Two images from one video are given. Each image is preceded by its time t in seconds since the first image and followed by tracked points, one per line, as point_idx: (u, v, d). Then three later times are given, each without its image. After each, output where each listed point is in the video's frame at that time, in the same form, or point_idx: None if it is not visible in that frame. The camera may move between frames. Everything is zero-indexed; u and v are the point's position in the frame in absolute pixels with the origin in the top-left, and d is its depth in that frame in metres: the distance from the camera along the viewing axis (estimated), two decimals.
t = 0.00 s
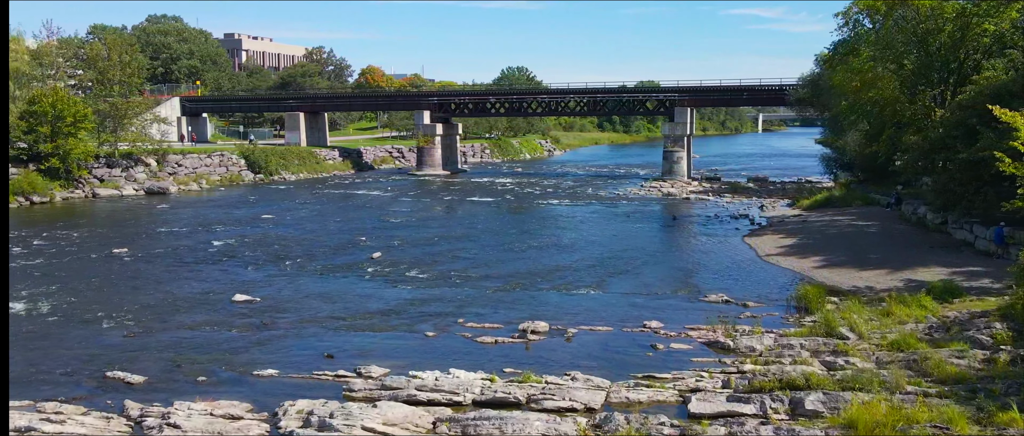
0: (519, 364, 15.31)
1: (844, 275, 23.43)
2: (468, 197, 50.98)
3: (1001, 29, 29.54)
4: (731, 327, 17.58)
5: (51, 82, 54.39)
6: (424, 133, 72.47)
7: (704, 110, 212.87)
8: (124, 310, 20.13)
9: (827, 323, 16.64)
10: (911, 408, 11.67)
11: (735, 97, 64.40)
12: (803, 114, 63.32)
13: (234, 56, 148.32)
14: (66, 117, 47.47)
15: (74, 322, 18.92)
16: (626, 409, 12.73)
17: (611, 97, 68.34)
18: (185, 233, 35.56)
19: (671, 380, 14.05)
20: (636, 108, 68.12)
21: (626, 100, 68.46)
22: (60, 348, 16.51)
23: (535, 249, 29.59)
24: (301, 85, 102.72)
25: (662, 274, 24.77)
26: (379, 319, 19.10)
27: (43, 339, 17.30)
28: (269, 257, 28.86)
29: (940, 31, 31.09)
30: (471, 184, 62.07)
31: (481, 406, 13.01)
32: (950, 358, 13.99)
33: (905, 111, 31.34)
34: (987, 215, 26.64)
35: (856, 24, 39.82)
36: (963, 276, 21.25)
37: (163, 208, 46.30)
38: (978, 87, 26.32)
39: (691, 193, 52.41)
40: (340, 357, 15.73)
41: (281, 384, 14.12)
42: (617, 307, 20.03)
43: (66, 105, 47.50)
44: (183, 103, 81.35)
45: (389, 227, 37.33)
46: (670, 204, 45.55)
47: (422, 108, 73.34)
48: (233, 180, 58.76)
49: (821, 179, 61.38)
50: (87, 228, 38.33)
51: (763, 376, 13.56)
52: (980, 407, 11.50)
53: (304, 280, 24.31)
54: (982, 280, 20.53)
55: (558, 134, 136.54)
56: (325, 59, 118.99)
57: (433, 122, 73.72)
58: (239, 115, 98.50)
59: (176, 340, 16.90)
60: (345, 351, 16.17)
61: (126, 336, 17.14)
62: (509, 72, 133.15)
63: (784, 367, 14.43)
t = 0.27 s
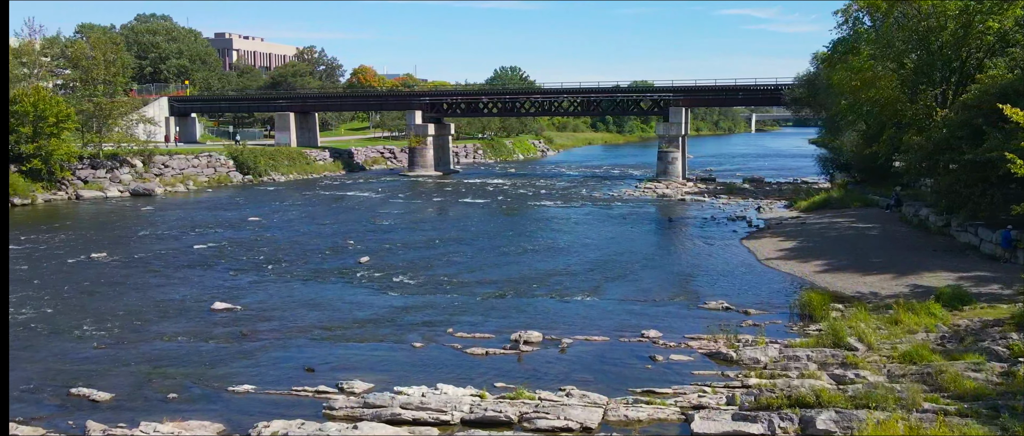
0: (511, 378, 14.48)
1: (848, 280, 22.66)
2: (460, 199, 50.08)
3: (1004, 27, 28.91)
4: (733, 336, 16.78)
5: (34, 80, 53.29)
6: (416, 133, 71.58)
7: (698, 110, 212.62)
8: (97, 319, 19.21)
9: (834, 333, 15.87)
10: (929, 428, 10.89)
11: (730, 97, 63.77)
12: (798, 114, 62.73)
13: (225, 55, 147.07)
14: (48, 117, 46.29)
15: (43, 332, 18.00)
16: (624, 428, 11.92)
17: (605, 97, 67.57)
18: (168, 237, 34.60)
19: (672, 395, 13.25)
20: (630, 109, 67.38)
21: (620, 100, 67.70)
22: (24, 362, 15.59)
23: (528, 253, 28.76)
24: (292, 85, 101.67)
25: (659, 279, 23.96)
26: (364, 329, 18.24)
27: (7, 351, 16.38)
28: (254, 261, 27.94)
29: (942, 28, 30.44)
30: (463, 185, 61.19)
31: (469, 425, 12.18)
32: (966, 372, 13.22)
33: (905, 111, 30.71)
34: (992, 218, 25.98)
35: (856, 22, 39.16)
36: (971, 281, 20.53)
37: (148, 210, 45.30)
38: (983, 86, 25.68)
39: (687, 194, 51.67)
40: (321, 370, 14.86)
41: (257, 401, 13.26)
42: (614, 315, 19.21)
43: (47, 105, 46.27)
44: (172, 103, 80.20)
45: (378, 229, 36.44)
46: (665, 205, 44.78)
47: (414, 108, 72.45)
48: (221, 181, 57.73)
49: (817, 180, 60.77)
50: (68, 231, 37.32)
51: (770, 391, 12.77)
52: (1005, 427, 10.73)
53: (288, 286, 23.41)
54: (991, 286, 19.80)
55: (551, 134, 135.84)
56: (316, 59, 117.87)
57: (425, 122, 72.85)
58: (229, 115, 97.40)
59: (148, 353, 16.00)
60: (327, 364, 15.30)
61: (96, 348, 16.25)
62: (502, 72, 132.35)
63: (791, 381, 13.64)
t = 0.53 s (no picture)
0: (503, 390, 13.70)
1: (852, 284, 21.94)
2: (452, 200, 49.28)
3: (1008, 24, 28.29)
4: (736, 344, 16.04)
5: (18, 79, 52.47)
6: (408, 133, 70.73)
7: (692, 110, 212.34)
8: (70, 327, 18.33)
9: (843, 341, 15.13)
10: None
11: (726, 96, 63.16)
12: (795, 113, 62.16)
13: (216, 54, 145.94)
14: (30, 117, 45.26)
15: (11, 341, 17.13)
16: None
17: (600, 97, 66.87)
18: (152, 239, 33.67)
19: (675, 409, 12.49)
20: (625, 108, 66.70)
21: (614, 99, 67.02)
22: None
23: (522, 256, 27.97)
24: (283, 84, 100.70)
25: (657, 283, 23.19)
26: (350, 337, 17.42)
27: None
28: (238, 265, 27.06)
29: (945, 25, 29.79)
30: (456, 185, 60.39)
31: None
32: (985, 384, 12.51)
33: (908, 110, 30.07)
34: (997, 219, 25.34)
35: (857, 19, 38.52)
36: (980, 285, 19.84)
37: (133, 211, 44.33)
38: (989, 84, 25.06)
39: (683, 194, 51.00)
40: (302, 383, 14.05)
41: (233, 417, 12.44)
42: (610, 322, 18.44)
43: (30, 105, 45.25)
44: (161, 103, 79.20)
45: (368, 231, 35.62)
46: (661, 206, 44.05)
47: (406, 107, 71.61)
48: (210, 181, 56.79)
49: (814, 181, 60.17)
50: (49, 233, 36.34)
51: (778, 405, 12.03)
52: None
53: (272, 291, 22.56)
54: (1001, 291, 19.11)
55: (545, 134, 135.21)
56: (308, 58, 116.87)
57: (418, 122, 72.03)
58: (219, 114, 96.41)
59: (119, 364, 15.14)
60: (309, 376, 14.48)
61: (66, 359, 15.41)
62: (496, 71, 131.62)
63: (799, 394, 12.90)
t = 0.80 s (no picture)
0: (498, 391, 12.93)
1: (859, 281, 21.21)
2: (447, 197, 48.50)
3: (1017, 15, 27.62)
4: (742, 343, 15.29)
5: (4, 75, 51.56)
6: (404, 131, 69.91)
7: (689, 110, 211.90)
8: (44, 325, 17.52)
9: (855, 338, 14.39)
10: None
11: (724, 93, 62.51)
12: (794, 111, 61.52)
13: (210, 53, 145.11)
14: (17, 113, 43.68)
15: None
16: None
17: (597, 94, 66.16)
18: (138, 236, 32.82)
19: (680, 412, 11.73)
20: (623, 105, 66.01)
21: (612, 96, 66.31)
22: None
23: (518, 252, 27.16)
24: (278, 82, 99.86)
25: (657, 280, 22.43)
26: (338, 335, 16.62)
27: None
28: (225, 261, 26.23)
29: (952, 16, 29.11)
30: (452, 183, 59.60)
31: None
32: (1010, 383, 11.76)
33: (914, 102, 29.41)
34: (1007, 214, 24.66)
35: (860, 11, 37.82)
36: (994, 282, 19.11)
37: (121, 208, 43.49)
38: (998, 74, 24.40)
39: (681, 192, 50.28)
40: (286, 383, 13.25)
41: (209, 420, 11.64)
42: (610, 320, 17.68)
43: (17, 100, 43.77)
44: (153, 100, 78.28)
45: (361, 228, 34.85)
46: (659, 203, 43.30)
47: (401, 105, 70.78)
48: (202, 179, 55.93)
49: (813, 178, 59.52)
50: (34, 230, 35.48)
51: (792, 407, 11.27)
52: None
53: (259, 289, 21.74)
54: (1016, 287, 18.39)
55: (542, 133, 134.56)
56: (303, 56, 116.01)
57: (413, 119, 71.19)
58: (213, 113, 95.54)
59: (92, 364, 14.33)
60: (293, 376, 13.67)
61: (37, 358, 14.61)
62: (493, 69, 130.90)
63: (813, 395, 12.14)
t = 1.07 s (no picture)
0: (493, 388, 12.20)
1: (869, 275, 20.48)
2: (444, 193, 47.72)
3: None
4: (751, 338, 14.55)
5: None
6: (400, 128, 69.07)
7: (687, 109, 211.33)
8: (20, 320, 16.76)
9: (870, 333, 13.66)
10: None
11: (724, 89, 61.83)
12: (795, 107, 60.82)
13: (206, 51, 144.20)
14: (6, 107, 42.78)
15: None
16: None
17: (596, 90, 65.44)
18: (127, 231, 32.06)
19: (688, 410, 10.99)
20: (622, 102, 65.33)
21: (610, 92, 65.61)
22: None
23: (516, 247, 26.43)
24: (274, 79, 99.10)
25: (660, 274, 21.71)
26: (327, 330, 15.87)
27: None
28: (214, 256, 25.47)
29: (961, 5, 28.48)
30: (449, 180, 58.84)
31: None
32: None
33: (921, 94, 28.77)
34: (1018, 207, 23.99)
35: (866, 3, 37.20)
36: (1009, 276, 18.41)
37: (112, 204, 42.71)
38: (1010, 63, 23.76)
39: (681, 188, 49.57)
40: (268, 380, 12.49)
41: (184, 418, 10.89)
42: (611, 314, 16.93)
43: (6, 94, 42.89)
44: (147, 97, 77.47)
45: (356, 222, 34.11)
46: (658, 199, 42.58)
47: (398, 101, 70.03)
48: (196, 176, 55.16)
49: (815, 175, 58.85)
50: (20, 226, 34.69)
51: (808, 405, 10.53)
52: None
53: (247, 283, 20.98)
54: None
55: (540, 132, 133.86)
56: (299, 53, 115.16)
57: (410, 116, 70.45)
58: (208, 110, 94.75)
59: (65, 361, 13.56)
60: (277, 373, 12.92)
61: (8, 352, 13.85)
62: (490, 67, 130.21)
63: (829, 391, 11.41)
